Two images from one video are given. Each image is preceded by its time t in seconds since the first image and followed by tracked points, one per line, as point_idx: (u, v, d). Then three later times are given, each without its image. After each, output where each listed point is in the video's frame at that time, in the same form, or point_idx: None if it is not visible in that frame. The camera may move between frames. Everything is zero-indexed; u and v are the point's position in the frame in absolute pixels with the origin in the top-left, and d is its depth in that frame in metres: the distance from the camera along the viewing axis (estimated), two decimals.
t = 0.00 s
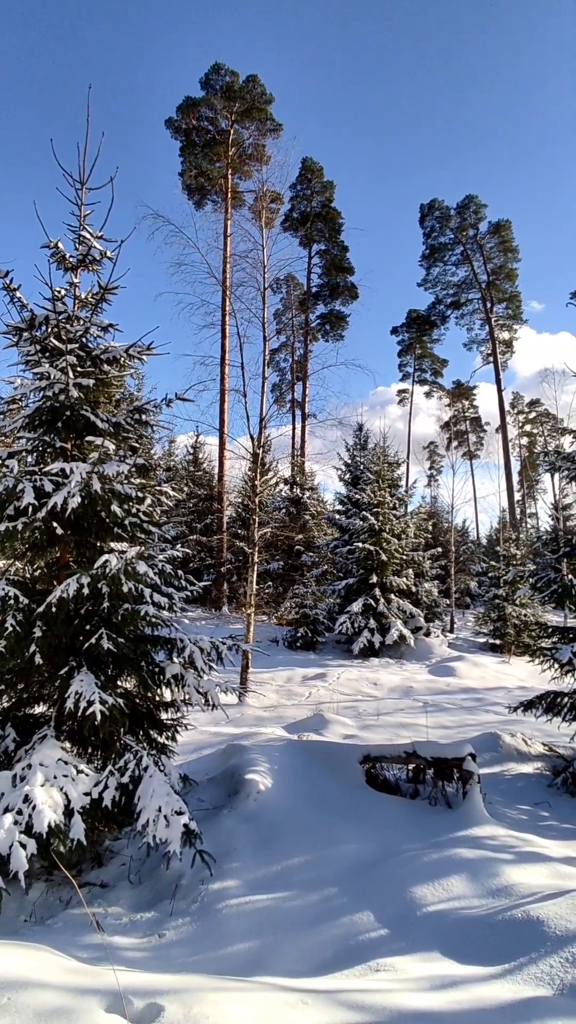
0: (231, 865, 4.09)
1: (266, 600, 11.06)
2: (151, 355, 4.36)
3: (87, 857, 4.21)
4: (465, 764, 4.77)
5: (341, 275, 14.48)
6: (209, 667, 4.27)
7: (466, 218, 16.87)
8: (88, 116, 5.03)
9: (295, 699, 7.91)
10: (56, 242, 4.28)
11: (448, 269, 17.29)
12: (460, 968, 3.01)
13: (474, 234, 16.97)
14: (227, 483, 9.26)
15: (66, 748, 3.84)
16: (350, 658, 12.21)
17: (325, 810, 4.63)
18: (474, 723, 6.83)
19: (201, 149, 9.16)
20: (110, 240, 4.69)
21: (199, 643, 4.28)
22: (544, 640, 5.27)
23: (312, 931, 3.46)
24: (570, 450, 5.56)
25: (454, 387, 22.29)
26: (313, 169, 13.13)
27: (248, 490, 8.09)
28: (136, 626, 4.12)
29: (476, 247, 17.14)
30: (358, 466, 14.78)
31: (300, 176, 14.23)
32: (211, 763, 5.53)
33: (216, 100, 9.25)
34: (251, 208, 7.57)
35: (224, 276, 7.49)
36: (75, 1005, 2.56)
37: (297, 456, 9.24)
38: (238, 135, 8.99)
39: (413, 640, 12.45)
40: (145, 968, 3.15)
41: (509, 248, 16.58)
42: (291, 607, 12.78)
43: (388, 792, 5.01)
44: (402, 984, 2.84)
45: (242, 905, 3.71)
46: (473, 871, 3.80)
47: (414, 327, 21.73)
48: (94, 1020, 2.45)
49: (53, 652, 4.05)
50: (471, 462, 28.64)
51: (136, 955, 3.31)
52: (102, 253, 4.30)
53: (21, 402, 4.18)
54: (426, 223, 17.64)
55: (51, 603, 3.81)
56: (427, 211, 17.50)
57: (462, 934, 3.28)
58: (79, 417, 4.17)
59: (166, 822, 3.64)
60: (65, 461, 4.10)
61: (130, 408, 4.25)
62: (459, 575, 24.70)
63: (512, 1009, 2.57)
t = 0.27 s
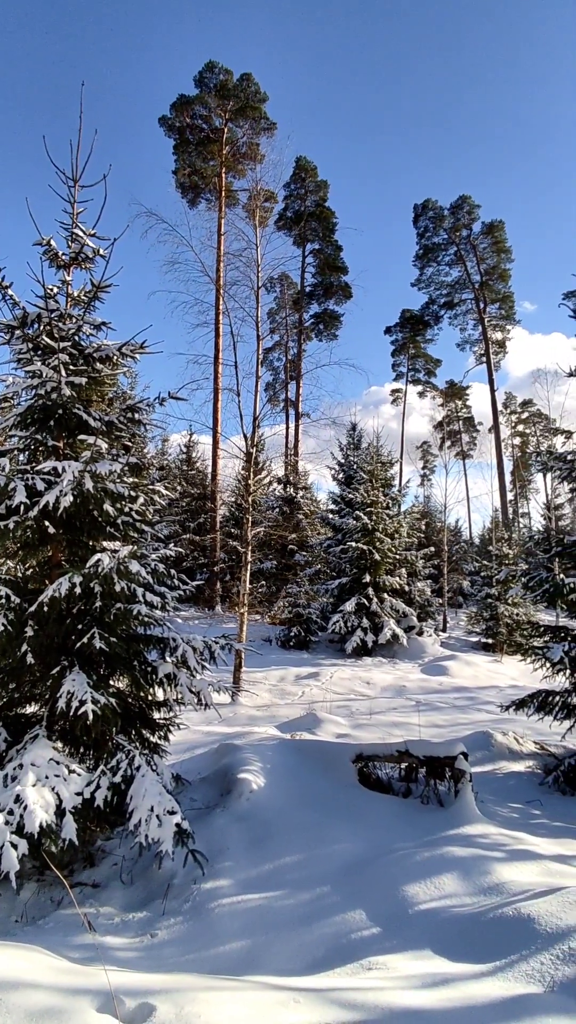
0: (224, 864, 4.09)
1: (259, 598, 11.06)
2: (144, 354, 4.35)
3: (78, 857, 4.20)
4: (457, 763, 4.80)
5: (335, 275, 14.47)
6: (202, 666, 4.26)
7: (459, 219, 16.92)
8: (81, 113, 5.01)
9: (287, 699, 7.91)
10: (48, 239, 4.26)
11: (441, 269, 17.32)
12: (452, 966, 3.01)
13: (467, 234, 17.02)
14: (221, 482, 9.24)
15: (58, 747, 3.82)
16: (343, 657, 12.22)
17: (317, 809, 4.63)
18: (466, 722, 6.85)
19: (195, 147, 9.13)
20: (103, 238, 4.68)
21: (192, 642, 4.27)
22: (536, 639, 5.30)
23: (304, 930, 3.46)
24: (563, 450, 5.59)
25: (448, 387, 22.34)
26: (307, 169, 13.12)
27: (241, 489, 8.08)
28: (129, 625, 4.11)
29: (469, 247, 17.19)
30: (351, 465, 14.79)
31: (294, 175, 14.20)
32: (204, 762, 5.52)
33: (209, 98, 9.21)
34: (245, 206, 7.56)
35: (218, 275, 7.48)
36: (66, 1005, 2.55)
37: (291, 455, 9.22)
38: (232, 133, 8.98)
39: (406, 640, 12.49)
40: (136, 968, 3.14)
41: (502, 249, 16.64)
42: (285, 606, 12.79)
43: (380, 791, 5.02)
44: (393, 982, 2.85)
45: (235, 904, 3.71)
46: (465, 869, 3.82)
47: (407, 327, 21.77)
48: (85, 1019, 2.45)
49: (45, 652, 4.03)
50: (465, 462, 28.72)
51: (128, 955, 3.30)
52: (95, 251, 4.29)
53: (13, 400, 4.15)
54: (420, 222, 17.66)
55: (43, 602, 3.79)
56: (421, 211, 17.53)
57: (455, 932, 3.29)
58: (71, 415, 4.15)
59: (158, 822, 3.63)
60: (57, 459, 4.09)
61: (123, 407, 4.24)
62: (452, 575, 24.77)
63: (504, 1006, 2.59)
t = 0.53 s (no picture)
0: (216, 864, 4.08)
1: (252, 597, 11.06)
2: (137, 352, 4.33)
3: (70, 858, 4.19)
4: (449, 762, 4.79)
5: (328, 274, 14.48)
6: (194, 666, 4.26)
7: (453, 219, 16.96)
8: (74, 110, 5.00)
9: (280, 698, 7.92)
10: (41, 237, 4.24)
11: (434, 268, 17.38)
12: (443, 964, 3.02)
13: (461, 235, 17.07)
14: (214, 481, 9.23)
15: (49, 747, 3.80)
16: (337, 656, 12.24)
17: (310, 808, 4.64)
18: (458, 720, 6.88)
19: (189, 145, 9.10)
20: (96, 236, 4.66)
21: (185, 641, 4.26)
22: (528, 638, 5.33)
23: (296, 929, 3.46)
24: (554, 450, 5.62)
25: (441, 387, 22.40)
26: (301, 168, 13.11)
27: (235, 488, 8.07)
28: (121, 624, 4.10)
29: (463, 247, 17.24)
30: (344, 464, 14.80)
31: (288, 174, 14.18)
32: (197, 761, 5.52)
33: (203, 97, 9.19)
34: (239, 205, 7.54)
35: (212, 273, 7.46)
36: (57, 1006, 2.54)
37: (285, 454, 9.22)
38: (226, 132, 8.96)
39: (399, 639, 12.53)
40: (128, 968, 3.13)
41: (496, 250, 16.71)
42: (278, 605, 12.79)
43: (373, 790, 5.03)
44: (385, 981, 2.86)
45: (227, 903, 3.71)
46: (457, 867, 3.83)
47: (400, 327, 21.81)
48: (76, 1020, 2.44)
49: (37, 652, 4.01)
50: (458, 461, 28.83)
51: (120, 955, 3.29)
52: (88, 249, 4.27)
53: (5, 398, 4.12)
54: (413, 222, 17.68)
55: (35, 601, 3.77)
56: (414, 211, 17.55)
57: (446, 930, 3.30)
58: (64, 413, 4.13)
59: (151, 822, 3.62)
60: (50, 458, 4.07)
61: (116, 406, 4.23)
62: (445, 574, 24.85)
63: (494, 1003, 2.60)
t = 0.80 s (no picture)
0: (209, 863, 4.08)
1: (245, 596, 11.04)
2: (130, 351, 4.32)
3: (61, 858, 4.19)
4: (442, 762, 4.74)
5: (322, 274, 14.49)
6: (187, 665, 4.26)
7: (447, 219, 17.00)
8: (66, 107, 4.98)
9: (273, 697, 7.93)
10: (33, 234, 4.22)
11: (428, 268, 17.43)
12: (435, 961, 3.03)
13: (455, 235, 17.10)
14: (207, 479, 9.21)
15: (41, 747, 3.79)
16: (330, 654, 12.26)
17: (302, 807, 4.64)
18: (450, 719, 6.91)
19: (182, 143, 9.07)
20: (89, 233, 4.64)
21: (177, 640, 4.26)
22: (520, 637, 5.36)
23: (288, 928, 3.46)
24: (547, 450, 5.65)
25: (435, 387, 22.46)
26: (295, 167, 13.10)
27: (228, 487, 8.06)
28: (114, 623, 4.09)
29: (456, 247, 17.28)
30: (338, 463, 14.79)
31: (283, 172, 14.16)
32: (190, 761, 5.51)
33: (197, 95, 9.16)
34: (233, 204, 7.53)
35: (206, 272, 7.45)
36: (48, 1006, 2.53)
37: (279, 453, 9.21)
38: (220, 130, 8.95)
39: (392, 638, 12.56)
40: (120, 968, 3.13)
41: (489, 251, 16.77)
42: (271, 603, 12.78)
43: (365, 788, 5.05)
44: (376, 978, 2.87)
45: (219, 903, 3.71)
46: (449, 865, 3.85)
47: (394, 327, 21.84)
48: (67, 1020, 2.43)
49: (29, 651, 3.99)
50: (451, 461, 28.91)
51: (112, 954, 3.29)
52: (81, 247, 4.25)
53: None
54: (407, 222, 17.71)
55: (27, 600, 3.75)
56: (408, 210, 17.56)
57: (438, 928, 3.32)
58: (56, 412, 4.11)
59: (143, 821, 3.62)
60: (42, 456, 4.05)
61: (109, 405, 4.23)
62: (438, 573, 24.91)
63: (485, 1000, 2.61)
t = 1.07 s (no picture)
0: (201, 862, 4.07)
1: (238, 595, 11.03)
2: (123, 349, 4.31)
3: (53, 858, 4.18)
4: (434, 759, 4.82)
5: (316, 273, 14.50)
6: (180, 664, 4.25)
7: (440, 219, 17.04)
8: (59, 104, 4.95)
9: (266, 696, 7.92)
10: (25, 230, 4.19)
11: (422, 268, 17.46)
12: (426, 959, 3.04)
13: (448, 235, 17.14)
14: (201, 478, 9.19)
15: (32, 747, 3.77)
16: (323, 654, 12.27)
17: (295, 806, 4.65)
18: (443, 718, 6.93)
19: (176, 141, 9.04)
20: (81, 230, 4.62)
21: (170, 639, 4.25)
22: (512, 636, 5.38)
23: (280, 927, 3.47)
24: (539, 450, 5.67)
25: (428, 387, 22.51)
26: (289, 165, 13.08)
27: (221, 486, 8.05)
28: (106, 622, 4.08)
29: (450, 248, 17.32)
30: (331, 462, 14.78)
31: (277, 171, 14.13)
32: (182, 760, 5.50)
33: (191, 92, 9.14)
34: (226, 202, 7.51)
35: (199, 270, 7.43)
36: (38, 1007, 2.52)
37: (272, 452, 9.21)
38: (214, 127, 8.93)
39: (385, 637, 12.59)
40: (111, 968, 3.12)
41: (482, 251, 16.83)
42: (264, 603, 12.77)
43: (358, 787, 5.06)
44: (368, 977, 2.87)
45: (211, 902, 3.70)
46: (441, 863, 3.86)
47: (388, 326, 21.87)
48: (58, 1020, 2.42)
49: (20, 650, 3.97)
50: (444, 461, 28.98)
51: (103, 954, 3.27)
52: (73, 244, 4.24)
53: None
54: (400, 222, 17.74)
55: (18, 599, 3.74)
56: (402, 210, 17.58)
57: (430, 926, 3.33)
58: (48, 410, 4.10)
59: (135, 821, 3.61)
60: (34, 454, 4.03)
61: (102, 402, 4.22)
62: (431, 572, 24.97)
63: (477, 997, 2.62)
